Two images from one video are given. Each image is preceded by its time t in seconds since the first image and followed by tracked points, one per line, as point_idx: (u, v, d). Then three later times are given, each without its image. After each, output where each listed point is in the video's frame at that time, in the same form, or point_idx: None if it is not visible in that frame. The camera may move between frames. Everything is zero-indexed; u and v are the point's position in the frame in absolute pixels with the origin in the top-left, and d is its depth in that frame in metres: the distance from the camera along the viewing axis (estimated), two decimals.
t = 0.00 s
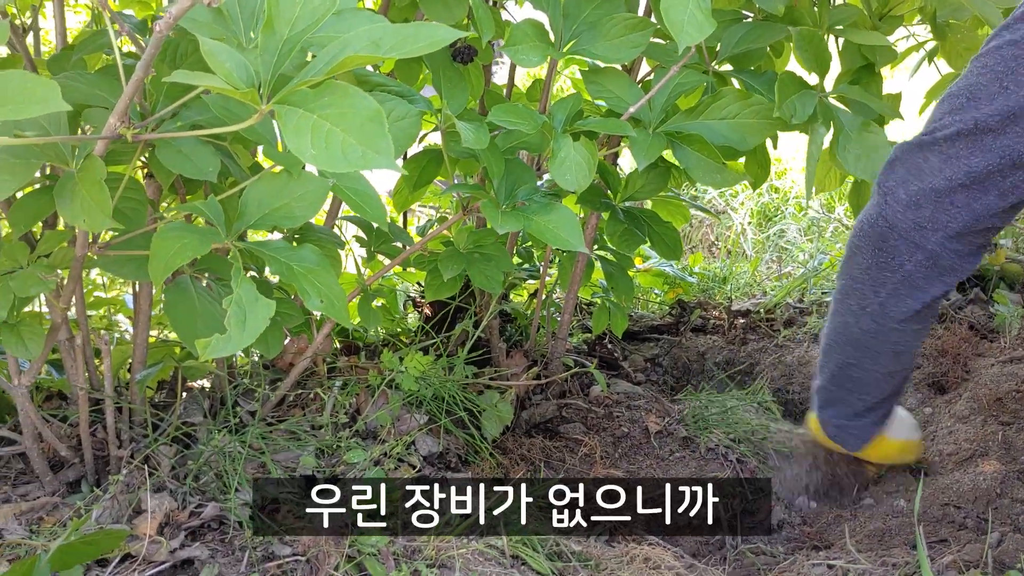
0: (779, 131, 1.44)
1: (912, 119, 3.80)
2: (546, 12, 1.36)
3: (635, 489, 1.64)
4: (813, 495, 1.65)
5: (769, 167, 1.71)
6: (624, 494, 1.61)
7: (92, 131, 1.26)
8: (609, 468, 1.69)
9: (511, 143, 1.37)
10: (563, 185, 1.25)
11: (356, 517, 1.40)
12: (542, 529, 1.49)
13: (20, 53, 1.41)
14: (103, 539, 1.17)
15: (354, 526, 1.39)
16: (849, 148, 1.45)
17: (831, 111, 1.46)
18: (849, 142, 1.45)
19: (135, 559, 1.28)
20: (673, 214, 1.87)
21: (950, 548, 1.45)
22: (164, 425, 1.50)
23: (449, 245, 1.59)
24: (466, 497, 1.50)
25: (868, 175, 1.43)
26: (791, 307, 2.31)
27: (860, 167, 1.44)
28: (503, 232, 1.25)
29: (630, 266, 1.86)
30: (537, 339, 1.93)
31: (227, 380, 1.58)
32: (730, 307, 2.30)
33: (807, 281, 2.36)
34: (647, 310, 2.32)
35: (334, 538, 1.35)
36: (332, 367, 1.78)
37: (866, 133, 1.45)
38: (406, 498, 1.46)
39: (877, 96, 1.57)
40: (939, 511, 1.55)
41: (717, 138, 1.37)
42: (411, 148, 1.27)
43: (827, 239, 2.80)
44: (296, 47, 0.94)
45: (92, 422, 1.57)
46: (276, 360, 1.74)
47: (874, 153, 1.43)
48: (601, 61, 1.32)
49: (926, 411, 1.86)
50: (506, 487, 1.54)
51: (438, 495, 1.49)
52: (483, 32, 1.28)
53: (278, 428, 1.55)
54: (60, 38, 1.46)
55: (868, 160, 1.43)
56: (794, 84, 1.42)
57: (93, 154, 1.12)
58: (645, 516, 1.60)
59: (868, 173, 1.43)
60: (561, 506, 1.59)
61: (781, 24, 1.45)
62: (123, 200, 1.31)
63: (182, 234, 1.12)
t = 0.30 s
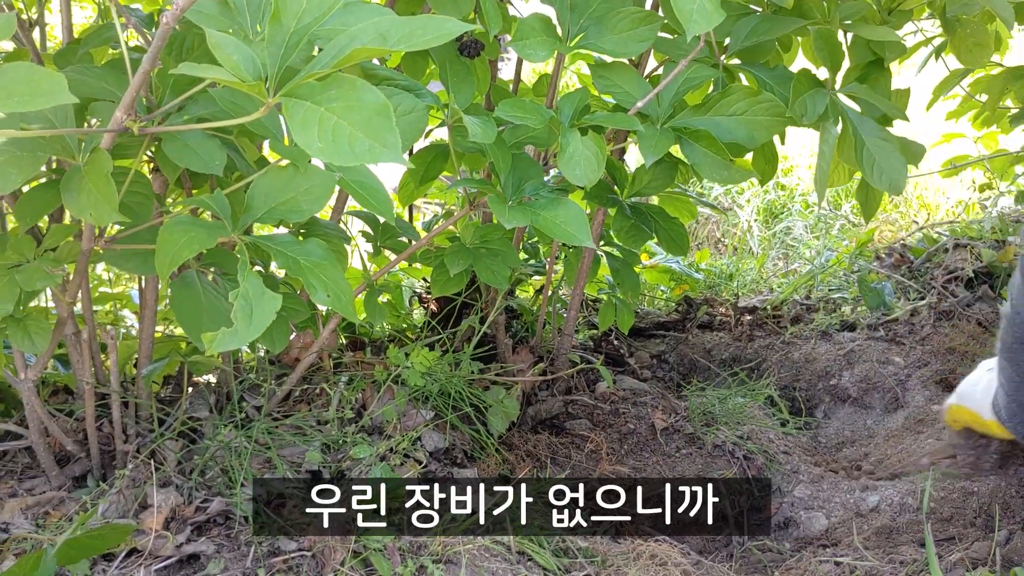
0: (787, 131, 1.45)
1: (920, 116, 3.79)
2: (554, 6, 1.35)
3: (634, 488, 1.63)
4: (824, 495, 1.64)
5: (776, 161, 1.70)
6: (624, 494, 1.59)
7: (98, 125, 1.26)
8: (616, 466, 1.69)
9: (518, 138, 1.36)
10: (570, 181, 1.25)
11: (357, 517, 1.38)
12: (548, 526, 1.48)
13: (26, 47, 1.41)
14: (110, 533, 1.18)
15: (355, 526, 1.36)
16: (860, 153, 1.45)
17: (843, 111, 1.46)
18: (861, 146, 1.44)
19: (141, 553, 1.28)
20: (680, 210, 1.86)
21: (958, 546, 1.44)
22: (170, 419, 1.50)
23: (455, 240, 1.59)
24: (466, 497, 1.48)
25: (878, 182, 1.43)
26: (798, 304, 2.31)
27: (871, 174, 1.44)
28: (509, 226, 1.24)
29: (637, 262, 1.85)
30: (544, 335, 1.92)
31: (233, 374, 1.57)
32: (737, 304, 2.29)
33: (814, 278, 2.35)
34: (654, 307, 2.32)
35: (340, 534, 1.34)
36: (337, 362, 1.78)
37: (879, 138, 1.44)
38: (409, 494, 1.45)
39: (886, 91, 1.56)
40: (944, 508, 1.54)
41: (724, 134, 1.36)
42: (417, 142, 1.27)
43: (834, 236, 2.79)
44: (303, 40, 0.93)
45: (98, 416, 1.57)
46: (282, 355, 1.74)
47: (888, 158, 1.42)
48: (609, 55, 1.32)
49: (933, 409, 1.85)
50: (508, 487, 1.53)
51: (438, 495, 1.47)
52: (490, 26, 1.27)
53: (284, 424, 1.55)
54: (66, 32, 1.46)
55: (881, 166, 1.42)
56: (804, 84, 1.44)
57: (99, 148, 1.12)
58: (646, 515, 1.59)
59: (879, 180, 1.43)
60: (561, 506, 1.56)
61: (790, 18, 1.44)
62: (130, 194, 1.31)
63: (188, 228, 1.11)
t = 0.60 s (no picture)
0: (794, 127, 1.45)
1: (927, 113, 3.78)
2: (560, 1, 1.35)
3: (637, 486, 1.63)
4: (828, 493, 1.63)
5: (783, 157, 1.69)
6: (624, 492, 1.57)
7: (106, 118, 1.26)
8: (621, 460, 1.68)
9: (524, 132, 1.36)
10: (576, 174, 1.24)
11: (358, 512, 1.37)
12: (553, 517, 1.47)
13: (34, 41, 1.41)
14: (117, 525, 1.18)
15: (357, 518, 1.35)
16: (864, 150, 1.45)
17: (849, 108, 1.47)
18: (866, 142, 1.45)
19: (148, 546, 1.29)
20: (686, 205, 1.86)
21: (964, 542, 1.44)
22: (176, 413, 1.51)
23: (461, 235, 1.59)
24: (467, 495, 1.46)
25: (882, 180, 1.42)
26: (804, 300, 2.31)
27: (875, 172, 1.43)
28: (516, 220, 1.24)
29: (643, 258, 1.84)
30: (549, 330, 1.92)
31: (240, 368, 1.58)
32: (743, 300, 2.29)
33: (820, 274, 2.35)
34: (659, 303, 2.32)
35: (346, 525, 1.34)
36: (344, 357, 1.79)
37: (884, 134, 1.44)
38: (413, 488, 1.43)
39: (894, 86, 1.56)
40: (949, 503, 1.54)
41: (731, 129, 1.36)
42: (425, 136, 1.27)
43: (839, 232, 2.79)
44: (311, 32, 0.93)
45: (104, 409, 1.58)
46: (288, 349, 1.74)
47: (892, 156, 1.42)
48: (616, 49, 1.32)
49: (940, 406, 1.85)
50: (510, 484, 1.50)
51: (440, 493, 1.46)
52: (497, 20, 1.27)
53: (290, 417, 1.55)
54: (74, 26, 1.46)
55: (886, 163, 1.42)
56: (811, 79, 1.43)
57: (107, 140, 1.12)
58: (650, 511, 1.58)
59: (883, 178, 1.42)
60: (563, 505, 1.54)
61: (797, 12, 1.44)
62: (137, 187, 1.31)
63: (196, 221, 1.12)
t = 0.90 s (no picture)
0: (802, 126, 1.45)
1: (934, 111, 3.77)
2: None
3: (643, 485, 1.64)
4: (834, 493, 1.63)
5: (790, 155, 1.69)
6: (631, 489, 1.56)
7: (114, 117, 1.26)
8: (627, 460, 1.68)
9: (531, 132, 1.36)
10: (583, 174, 1.24)
11: (364, 510, 1.37)
12: (559, 516, 1.47)
13: (42, 40, 1.41)
14: (124, 524, 1.19)
15: (364, 517, 1.36)
16: (870, 150, 1.44)
17: (856, 107, 1.45)
18: (872, 142, 1.44)
19: (155, 544, 1.30)
20: (693, 204, 1.86)
21: (971, 542, 1.43)
22: (183, 411, 1.51)
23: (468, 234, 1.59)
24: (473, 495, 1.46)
25: (886, 180, 1.44)
26: (810, 299, 2.31)
27: (880, 172, 1.44)
28: (524, 220, 1.23)
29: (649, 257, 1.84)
30: (555, 329, 1.92)
31: (246, 367, 1.58)
32: (749, 299, 2.29)
33: (827, 272, 2.35)
34: (665, 301, 2.32)
35: (352, 524, 1.34)
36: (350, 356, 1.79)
37: (891, 134, 1.43)
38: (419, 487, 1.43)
39: (901, 85, 1.55)
40: (957, 503, 1.53)
41: (738, 129, 1.35)
42: (431, 136, 1.27)
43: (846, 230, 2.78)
44: (319, 32, 0.93)
45: (112, 408, 1.58)
46: (295, 348, 1.74)
47: (898, 157, 1.42)
48: (623, 49, 1.31)
49: (946, 405, 1.84)
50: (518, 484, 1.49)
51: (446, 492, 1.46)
52: (504, 19, 1.27)
53: (296, 416, 1.55)
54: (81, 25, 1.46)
55: (891, 164, 1.42)
56: (819, 79, 1.43)
57: (116, 140, 1.12)
58: (655, 510, 1.58)
59: (887, 178, 1.43)
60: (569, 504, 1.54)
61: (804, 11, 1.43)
62: (144, 187, 1.31)
63: (203, 221, 1.11)
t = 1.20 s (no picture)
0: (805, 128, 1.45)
1: (938, 110, 3.76)
2: (570, 2, 1.35)
3: (646, 487, 1.64)
4: (837, 495, 1.63)
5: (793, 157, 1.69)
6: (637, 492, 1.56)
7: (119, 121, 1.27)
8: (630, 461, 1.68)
9: (535, 134, 1.36)
10: (586, 177, 1.25)
11: (368, 513, 1.37)
12: (562, 518, 1.47)
13: (48, 43, 1.42)
14: (130, 526, 1.19)
15: (368, 519, 1.36)
16: (873, 152, 1.45)
17: (859, 108, 1.46)
18: (874, 144, 1.45)
19: (161, 545, 1.31)
20: (696, 205, 1.86)
21: (974, 543, 1.43)
22: (188, 413, 1.52)
23: (471, 236, 1.59)
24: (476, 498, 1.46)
25: (889, 182, 1.44)
26: (813, 300, 2.31)
27: (882, 174, 1.44)
28: (526, 223, 1.23)
29: (652, 258, 1.84)
30: (558, 330, 1.93)
31: (250, 368, 1.59)
32: (753, 300, 2.29)
33: (830, 273, 2.35)
34: (668, 302, 2.32)
35: (356, 526, 1.34)
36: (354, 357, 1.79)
37: (893, 136, 1.43)
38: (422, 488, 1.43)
39: (903, 87, 1.55)
40: (960, 505, 1.53)
41: (740, 131, 1.36)
42: (434, 139, 1.27)
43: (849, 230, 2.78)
44: (323, 37, 0.93)
45: (117, 409, 1.59)
46: (299, 349, 1.75)
47: (899, 159, 1.42)
48: (626, 52, 1.31)
49: (950, 407, 1.84)
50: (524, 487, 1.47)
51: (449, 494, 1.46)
52: (507, 22, 1.27)
53: (300, 417, 1.55)
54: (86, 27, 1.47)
55: (893, 166, 1.43)
56: (822, 80, 1.42)
57: (120, 144, 1.12)
58: (658, 512, 1.58)
59: (889, 180, 1.44)
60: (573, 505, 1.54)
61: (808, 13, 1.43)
62: (149, 189, 1.32)
63: (207, 225, 1.12)
